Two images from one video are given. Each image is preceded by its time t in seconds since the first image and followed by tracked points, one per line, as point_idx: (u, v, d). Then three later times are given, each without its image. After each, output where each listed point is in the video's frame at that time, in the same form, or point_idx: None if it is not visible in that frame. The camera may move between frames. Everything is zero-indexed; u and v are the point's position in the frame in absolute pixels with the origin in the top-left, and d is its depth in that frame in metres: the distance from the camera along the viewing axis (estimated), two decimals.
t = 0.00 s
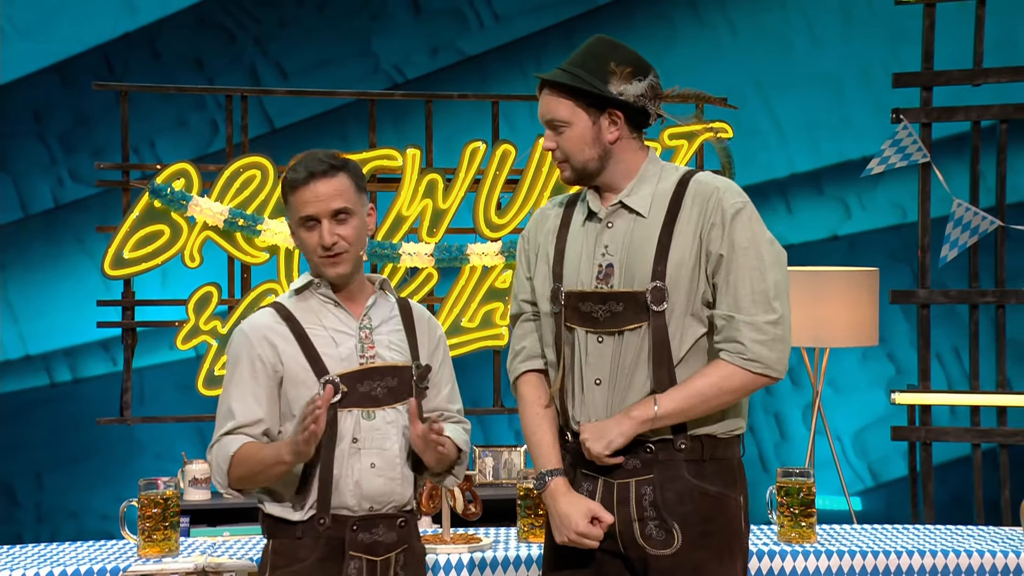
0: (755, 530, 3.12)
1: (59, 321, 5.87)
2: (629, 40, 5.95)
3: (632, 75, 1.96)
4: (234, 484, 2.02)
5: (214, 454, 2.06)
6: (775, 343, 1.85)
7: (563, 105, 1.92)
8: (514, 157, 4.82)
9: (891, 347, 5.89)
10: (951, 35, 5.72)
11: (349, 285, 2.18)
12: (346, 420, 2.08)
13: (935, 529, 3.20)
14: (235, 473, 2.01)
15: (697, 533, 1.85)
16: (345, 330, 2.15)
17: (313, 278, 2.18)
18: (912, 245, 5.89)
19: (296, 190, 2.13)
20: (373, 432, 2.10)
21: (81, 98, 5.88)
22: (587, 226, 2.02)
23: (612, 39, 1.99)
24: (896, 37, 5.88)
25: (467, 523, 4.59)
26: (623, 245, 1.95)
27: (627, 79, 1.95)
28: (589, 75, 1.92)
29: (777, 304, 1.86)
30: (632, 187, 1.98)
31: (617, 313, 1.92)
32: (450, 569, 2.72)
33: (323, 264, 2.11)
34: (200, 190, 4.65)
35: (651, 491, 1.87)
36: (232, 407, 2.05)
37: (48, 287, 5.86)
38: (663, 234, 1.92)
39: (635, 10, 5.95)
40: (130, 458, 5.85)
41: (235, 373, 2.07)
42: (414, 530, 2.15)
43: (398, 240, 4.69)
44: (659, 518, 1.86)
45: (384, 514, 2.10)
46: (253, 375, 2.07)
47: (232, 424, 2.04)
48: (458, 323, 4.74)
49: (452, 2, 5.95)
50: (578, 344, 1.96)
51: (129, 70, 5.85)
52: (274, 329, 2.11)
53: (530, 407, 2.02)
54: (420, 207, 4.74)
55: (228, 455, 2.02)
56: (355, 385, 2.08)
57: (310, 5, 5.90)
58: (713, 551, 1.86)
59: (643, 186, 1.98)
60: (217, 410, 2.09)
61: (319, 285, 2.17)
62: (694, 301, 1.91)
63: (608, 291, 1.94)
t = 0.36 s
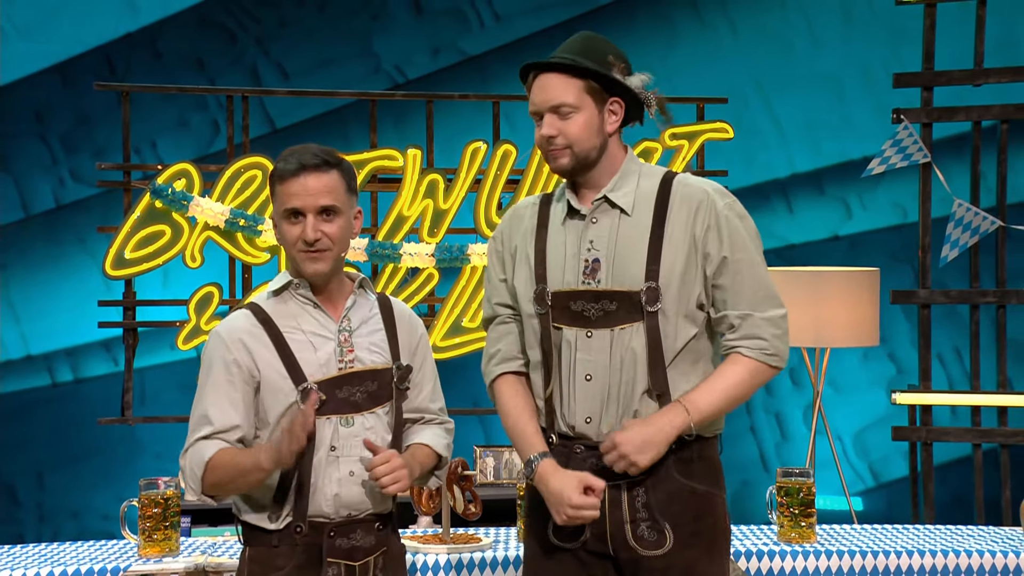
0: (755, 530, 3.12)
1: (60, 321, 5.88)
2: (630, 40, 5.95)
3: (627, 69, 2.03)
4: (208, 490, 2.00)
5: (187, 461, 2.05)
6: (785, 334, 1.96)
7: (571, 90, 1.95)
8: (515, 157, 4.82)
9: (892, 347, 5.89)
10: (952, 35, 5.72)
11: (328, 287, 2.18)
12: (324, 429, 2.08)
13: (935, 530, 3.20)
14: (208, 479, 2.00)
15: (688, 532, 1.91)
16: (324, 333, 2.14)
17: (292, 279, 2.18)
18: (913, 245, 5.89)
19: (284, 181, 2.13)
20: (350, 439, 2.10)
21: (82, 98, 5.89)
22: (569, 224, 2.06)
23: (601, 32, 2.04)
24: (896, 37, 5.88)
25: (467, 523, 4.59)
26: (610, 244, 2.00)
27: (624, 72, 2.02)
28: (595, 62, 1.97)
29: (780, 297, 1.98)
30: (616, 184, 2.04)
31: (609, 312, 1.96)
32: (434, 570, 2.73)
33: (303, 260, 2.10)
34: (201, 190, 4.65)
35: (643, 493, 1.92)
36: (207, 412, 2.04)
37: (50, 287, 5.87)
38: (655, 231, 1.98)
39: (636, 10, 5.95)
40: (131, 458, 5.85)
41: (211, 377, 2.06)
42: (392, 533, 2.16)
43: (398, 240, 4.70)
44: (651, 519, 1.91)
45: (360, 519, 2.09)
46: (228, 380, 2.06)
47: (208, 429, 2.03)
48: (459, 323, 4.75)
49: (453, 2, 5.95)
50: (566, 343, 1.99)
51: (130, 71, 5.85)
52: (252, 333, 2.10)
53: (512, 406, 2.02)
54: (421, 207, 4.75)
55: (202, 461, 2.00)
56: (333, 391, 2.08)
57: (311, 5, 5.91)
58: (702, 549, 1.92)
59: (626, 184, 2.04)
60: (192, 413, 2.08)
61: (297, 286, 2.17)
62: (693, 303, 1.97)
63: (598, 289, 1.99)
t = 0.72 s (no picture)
0: (756, 530, 3.12)
1: (62, 321, 5.89)
2: (631, 39, 5.95)
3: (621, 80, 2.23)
4: (203, 496, 2.01)
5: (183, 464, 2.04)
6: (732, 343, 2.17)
7: (593, 82, 2.11)
8: (515, 157, 4.82)
9: (894, 347, 5.89)
10: (953, 35, 5.72)
11: (322, 290, 2.18)
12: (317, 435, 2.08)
13: (936, 530, 3.20)
14: (202, 486, 2.00)
15: (687, 519, 2.07)
16: (318, 337, 2.14)
17: (286, 281, 2.17)
18: (915, 245, 5.89)
19: (285, 183, 2.14)
20: (342, 443, 2.10)
21: (83, 98, 5.89)
22: (560, 230, 2.16)
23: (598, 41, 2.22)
24: (898, 37, 5.88)
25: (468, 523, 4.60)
26: (606, 249, 2.14)
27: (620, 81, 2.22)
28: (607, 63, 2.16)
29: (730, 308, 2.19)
30: (606, 189, 2.18)
31: (612, 315, 2.10)
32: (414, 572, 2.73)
33: (303, 265, 2.10)
34: (202, 190, 4.66)
35: (648, 486, 2.06)
36: (202, 417, 2.03)
37: (51, 288, 5.88)
38: (648, 234, 2.14)
39: (638, 10, 5.95)
40: (133, 458, 5.86)
41: (205, 380, 2.05)
42: (380, 533, 2.16)
43: (399, 241, 4.70)
44: (656, 511, 2.05)
45: (348, 521, 2.11)
46: (223, 382, 2.06)
47: (203, 434, 2.03)
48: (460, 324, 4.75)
49: (454, 2, 5.95)
50: (568, 346, 2.09)
51: (132, 71, 5.86)
52: (247, 336, 2.10)
53: (518, 411, 2.06)
54: (422, 207, 4.75)
55: (196, 466, 2.00)
56: (327, 396, 2.08)
57: (313, 5, 5.91)
58: (699, 532, 2.08)
59: (613, 189, 2.19)
60: (184, 418, 2.07)
61: (292, 288, 2.17)
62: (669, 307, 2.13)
63: (598, 294, 2.12)
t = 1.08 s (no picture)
0: (757, 530, 3.12)
1: (65, 321, 5.90)
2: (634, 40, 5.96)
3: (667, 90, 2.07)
4: (248, 500, 1.99)
5: (208, 474, 2.02)
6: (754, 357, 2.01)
7: (639, 84, 1.96)
8: (518, 158, 4.83)
9: (897, 348, 5.89)
10: (955, 36, 5.72)
11: (317, 279, 2.16)
12: (323, 431, 2.06)
13: (938, 530, 3.20)
14: (253, 488, 1.98)
15: (702, 524, 1.94)
16: (318, 333, 2.12)
17: (281, 280, 2.15)
18: (917, 246, 5.89)
19: (259, 182, 2.13)
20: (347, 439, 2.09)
21: (86, 99, 5.90)
22: (587, 228, 1.99)
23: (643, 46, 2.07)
24: (900, 37, 5.88)
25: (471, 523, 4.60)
26: (636, 249, 1.98)
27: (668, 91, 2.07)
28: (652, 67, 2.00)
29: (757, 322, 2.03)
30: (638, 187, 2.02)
31: (640, 317, 1.94)
32: (428, 570, 2.75)
33: (293, 255, 2.10)
34: (205, 191, 4.66)
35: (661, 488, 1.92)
36: (227, 420, 2.02)
37: (54, 288, 5.89)
38: (679, 236, 1.99)
39: (641, 10, 5.95)
40: (136, 458, 5.87)
41: (219, 384, 2.04)
42: (387, 531, 2.16)
43: (402, 241, 4.71)
44: (670, 516, 1.92)
45: (358, 518, 2.10)
46: (232, 385, 2.04)
47: (232, 437, 2.01)
48: (462, 324, 4.75)
49: (456, 3, 5.95)
50: (591, 347, 1.94)
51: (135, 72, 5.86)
52: (250, 335, 2.07)
53: (543, 413, 1.91)
54: (424, 208, 4.75)
55: (246, 469, 1.98)
56: (332, 392, 2.06)
57: (315, 6, 5.92)
58: (715, 538, 1.95)
59: (645, 186, 2.03)
60: (206, 427, 2.03)
61: (289, 286, 2.14)
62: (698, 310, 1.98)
63: (624, 294, 1.95)
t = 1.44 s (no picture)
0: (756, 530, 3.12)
1: (66, 321, 5.90)
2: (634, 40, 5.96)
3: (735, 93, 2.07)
4: (260, 484, 2.07)
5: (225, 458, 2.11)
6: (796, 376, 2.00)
7: (706, 93, 1.95)
8: (518, 157, 4.83)
9: (897, 347, 5.89)
10: (956, 35, 5.72)
11: (335, 276, 2.22)
12: (339, 420, 2.12)
13: (938, 530, 3.20)
14: (264, 474, 2.06)
15: (730, 525, 1.95)
16: (335, 328, 2.18)
17: (301, 277, 2.22)
18: (918, 245, 5.89)
19: (285, 178, 2.21)
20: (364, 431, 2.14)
21: (87, 99, 5.90)
22: (639, 227, 2.02)
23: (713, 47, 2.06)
24: (901, 37, 5.88)
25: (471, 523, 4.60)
26: (684, 252, 2.00)
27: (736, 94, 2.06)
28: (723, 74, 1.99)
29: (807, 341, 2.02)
30: (697, 191, 2.03)
31: (678, 321, 1.96)
32: (444, 569, 2.75)
33: (313, 249, 2.17)
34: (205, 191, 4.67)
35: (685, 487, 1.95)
36: (243, 407, 2.10)
37: (55, 288, 5.89)
38: (728, 245, 1.99)
39: (641, 10, 5.96)
40: (137, 457, 5.87)
41: (236, 373, 2.12)
42: (408, 527, 2.20)
43: (402, 241, 4.71)
44: (694, 514, 1.94)
45: (378, 512, 2.14)
46: (248, 374, 2.12)
47: (246, 423, 2.10)
48: (463, 324, 4.75)
49: (457, 3, 5.96)
50: (627, 346, 1.97)
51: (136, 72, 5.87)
52: (267, 328, 2.15)
53: (580, 403, 1.96)
54: (424, 207, 4.75)
55: (260, 454, 2.07)
56: (346, 383, 2.12)
57: (316, 6, 5.92)
58: (742, 541, 1.96)
59: (704, 190, 2.04)
60: (224, 413, 2.12)
61: (309, 283, 2.21)
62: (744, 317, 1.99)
63: (665, 298, 1.98)
